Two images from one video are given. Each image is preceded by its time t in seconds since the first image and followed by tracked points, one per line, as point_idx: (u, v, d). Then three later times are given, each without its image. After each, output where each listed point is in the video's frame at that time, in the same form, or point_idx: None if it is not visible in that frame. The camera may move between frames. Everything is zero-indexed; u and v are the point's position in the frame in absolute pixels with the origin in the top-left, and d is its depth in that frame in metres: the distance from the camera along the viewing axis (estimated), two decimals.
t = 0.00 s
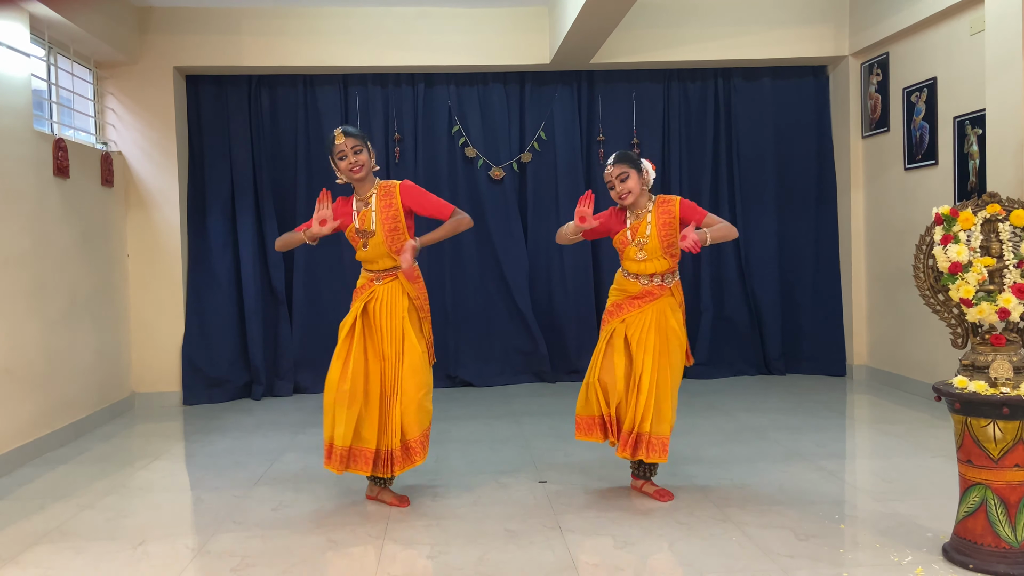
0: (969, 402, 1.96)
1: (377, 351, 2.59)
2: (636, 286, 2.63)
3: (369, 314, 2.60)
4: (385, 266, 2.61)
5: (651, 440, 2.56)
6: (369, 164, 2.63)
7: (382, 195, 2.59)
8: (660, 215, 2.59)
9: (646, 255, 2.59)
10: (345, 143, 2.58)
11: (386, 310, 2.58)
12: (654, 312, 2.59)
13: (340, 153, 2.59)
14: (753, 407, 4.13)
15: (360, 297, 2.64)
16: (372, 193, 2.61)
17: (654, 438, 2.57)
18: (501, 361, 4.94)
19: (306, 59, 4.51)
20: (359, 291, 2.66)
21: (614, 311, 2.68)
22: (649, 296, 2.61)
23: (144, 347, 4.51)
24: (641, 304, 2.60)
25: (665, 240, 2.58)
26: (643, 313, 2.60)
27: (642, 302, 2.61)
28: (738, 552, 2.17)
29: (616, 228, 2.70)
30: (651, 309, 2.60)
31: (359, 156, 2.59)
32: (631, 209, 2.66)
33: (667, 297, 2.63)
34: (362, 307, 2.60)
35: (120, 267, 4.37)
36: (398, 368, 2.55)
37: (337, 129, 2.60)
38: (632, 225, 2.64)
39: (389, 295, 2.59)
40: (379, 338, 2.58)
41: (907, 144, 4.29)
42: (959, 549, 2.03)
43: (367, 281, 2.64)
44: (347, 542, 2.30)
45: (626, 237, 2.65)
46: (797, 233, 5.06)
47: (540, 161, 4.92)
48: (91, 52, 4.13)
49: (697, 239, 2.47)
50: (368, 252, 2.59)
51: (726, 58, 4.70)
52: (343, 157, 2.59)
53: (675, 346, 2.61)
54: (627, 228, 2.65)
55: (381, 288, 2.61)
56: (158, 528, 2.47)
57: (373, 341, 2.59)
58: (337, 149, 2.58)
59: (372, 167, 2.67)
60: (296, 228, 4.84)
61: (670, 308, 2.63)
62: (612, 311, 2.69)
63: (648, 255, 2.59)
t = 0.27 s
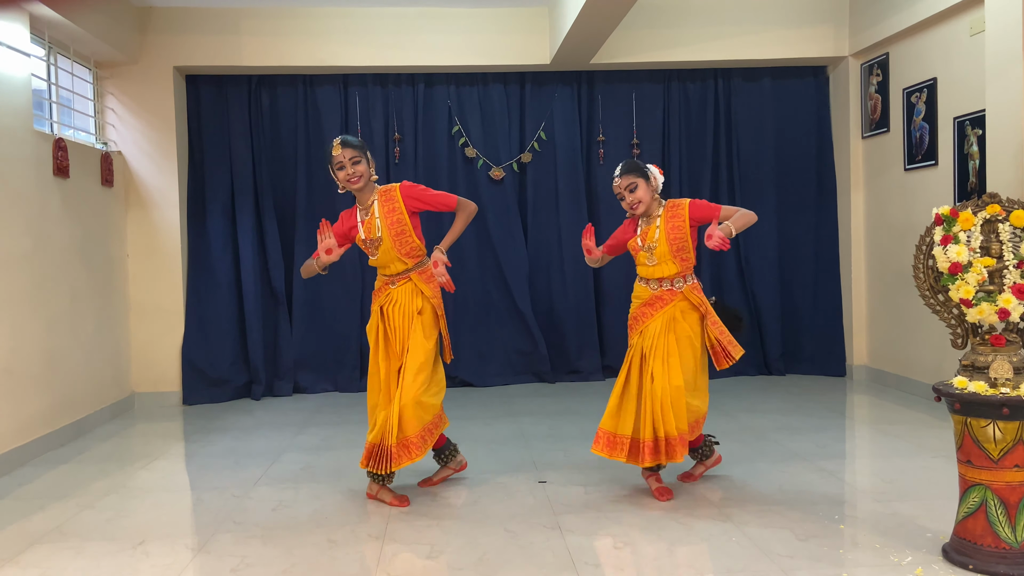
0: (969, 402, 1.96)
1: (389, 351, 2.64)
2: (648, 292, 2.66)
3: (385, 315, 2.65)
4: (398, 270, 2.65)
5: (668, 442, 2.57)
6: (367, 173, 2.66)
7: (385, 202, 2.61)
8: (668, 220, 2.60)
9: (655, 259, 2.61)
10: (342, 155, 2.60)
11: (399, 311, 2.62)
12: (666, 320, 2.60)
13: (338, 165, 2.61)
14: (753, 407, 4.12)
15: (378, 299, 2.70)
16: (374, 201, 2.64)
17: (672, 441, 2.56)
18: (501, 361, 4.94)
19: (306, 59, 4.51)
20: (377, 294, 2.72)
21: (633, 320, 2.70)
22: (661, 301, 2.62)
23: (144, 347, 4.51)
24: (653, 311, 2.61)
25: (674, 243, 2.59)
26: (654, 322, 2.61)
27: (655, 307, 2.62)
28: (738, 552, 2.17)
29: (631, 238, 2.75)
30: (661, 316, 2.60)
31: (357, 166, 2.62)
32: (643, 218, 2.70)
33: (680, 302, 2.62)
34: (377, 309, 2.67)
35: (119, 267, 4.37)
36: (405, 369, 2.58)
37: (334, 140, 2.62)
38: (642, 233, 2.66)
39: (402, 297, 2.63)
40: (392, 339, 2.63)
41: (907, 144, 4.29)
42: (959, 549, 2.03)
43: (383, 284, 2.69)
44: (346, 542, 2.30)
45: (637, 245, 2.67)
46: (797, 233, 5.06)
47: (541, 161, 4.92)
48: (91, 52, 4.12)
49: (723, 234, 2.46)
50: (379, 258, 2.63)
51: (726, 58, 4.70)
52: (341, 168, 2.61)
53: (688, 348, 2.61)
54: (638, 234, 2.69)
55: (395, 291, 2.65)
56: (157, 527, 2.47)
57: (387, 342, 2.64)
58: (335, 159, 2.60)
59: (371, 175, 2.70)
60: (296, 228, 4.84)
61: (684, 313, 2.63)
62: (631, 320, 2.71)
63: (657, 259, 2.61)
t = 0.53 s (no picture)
0: (969, 402, 1.97)
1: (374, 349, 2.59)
2: (653, 286, 2.64)
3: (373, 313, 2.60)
4: (387, 266, 2.64)
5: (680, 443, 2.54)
6: (382, 165, 2.67)
7: (393, 196, 2.63)
8: (673, 216, 2.60)
9: (661, 251, 2.60)
10: (362, 142, 2.62)
11: (387, 311, 2.59)
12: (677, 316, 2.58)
13: (356, 150, 2.62)
14: (753, 408, 4.13)
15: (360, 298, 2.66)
16: (383, 193, 2.65)
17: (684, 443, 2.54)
18: (500, 362, 4.94)
19: (306, 60, 4.51)
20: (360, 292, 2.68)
21: (638, 318, 2.65)
22: (669, 296, 2.60)
23: (144, 347, 4.51)
24: (663, 306, 2.59)
25: (680, 237, 2.59)
26: (665, 316, 2.58)
27: (664, 301, 2.60)
28: (738, 552, 2.17)
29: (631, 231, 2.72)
30: (671, 310, 2.58)
31: (373, 157, 2.63)
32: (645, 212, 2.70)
33: (687, 295, 2.62)
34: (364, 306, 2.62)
35: (119, 267, 4.37)
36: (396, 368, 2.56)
37: (357, 125, 2.64)
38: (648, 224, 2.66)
39: (389, 295, 2.62)
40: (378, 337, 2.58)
41: (907, 144, 4.29)
42: (959, 549, 2.03)
43: (369, 282, 2.67)
44: (347, 543, 2.30)
45: (642, 238, 2.66)
46: (796, 233, 5.07)
47: (541, 162, 4.92)
48: (91, 52, 4.12)
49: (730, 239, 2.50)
50: (371, 250, 2.62)
51: (726, 58, 4.70)
52: (357, 155, 2.63)
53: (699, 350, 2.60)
54: (641, 227, 2.67)
55: (382, 289, 2.63)
56: (157, 528, 2.47)
57: (371, 339, 2.58)
58: (354, 146, 2.62)
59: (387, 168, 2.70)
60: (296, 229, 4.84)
61: (692, 308, 2.62)
62: (635, 318, 2.66)
63: (663, 252, 2.60)
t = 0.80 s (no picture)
0: (968, 402, 1.96)
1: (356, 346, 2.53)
2: (637, 279, 2.60)
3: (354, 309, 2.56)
4: (370, 260, 2.60)
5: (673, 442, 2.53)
6: (373, 156, 2.66)
7: (381, 189, 2.62)
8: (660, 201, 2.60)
9: (647, 237, 2.58)
10: (356, 131, 2.61)
11: (369, 309, 2.57)
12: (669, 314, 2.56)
13: (349, 138, 2.62)
14: (752, 408, 4.12)
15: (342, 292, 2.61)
16: (370, 184, 2.64)
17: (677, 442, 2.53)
18: (500, 362, 4.94)
19: (305, 61, 4.51)
20: (341, 286, 2.62)
21: (618, 307, 2.62)
22: (653, 287, 2.58)
23: (143, 348, 4.50)
24: (646, 297, 2.56)
25: (666, 224, 2.58)
26: (649, 308, 2.55)
27: (648, 291, 2.57)
28: (738, 553, 2.17)
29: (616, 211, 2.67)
30: (655, 302, 2.56)
31: (365, 146, 2.62)
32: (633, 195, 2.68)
33: (671, 287, 2.61)
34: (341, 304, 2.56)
35: (119, 268, 4.37)
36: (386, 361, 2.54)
37: (351, 113, 2.63)
38: (635, 207, 2.64)
39: (371, 288, 2.59)
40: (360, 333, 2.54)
41: (906, 144, 4.29)
42: (958, 550, 2.03)
43: (349, 275, 2.62)
44: (346, 544, 2.30)
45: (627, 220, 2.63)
46: (796, 234, 5.07)
47: (540, 162, 4.92)
48: (91, 53, 4.13)
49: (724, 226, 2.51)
50: (354, 240, 2.59)
51: (725, 59, 4.70)
52: (349, 143, 2.63)
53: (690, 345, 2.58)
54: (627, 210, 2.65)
55: (364, 283, 2.59)
56: (156, 529, 2.46)
57: (351, 339, 2.53)
58: (346, 134, 2.62)
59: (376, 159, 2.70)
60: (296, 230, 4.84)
61: (674, 300, 2.60)
62: (615, 308, 2.63)
63: (648, 238, 2.59)
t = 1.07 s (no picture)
0: (967, 402, 1.96)
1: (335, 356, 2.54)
2: (621, 294, 2.61)
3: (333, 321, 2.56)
4: (355, 267, 2.62)
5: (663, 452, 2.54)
6: (366, 163, 2.65)
7: (371, 197, 2.61)
8: (650, 223, 2.61)
9: (635, 257, 2.59)
10: (354, 135, 2.60)
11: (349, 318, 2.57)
12: (649, 322, 2.59)
13: (346, 142, 2.59)
14: (752, 408, 4.12)
15: (321, 295, 2.59)
16: (359, 191, 2.62)
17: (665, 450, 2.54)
18: (500, 363, 4.93)
19: (304, 62, 4.50)
20: (318, 290, 2.61)
21: (595, 316, 2.63)
22: (635, 302, 2.60)
23: (143, 350, 4.50)
24: (627, 312, 2.59)
25: (654, 247, 2.60)
26: (631, 322, 2.58)
27: (631, 307, 2.59)
28: (737, 553, 2.17)
29: (604, 227, 2.61)
30: (638, 317, 2.59)
31: (361, 153, 2.62)
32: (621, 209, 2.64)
33: (652, 301, 2.64)
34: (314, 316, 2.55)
35: (118, 269, 4.37)
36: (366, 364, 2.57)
37: (350, 119, 2.62)
38: (624, 224, 2.61)
39: (354, 298, 2.61)
40: (337, 340, 2.55)
41: (905, 144, 4.29)
42: (958, 549, 2.02)
43: (330, 280, 2.61)
44: (345, 545, 2.30)
45: (616, 238, 2.60)
46: (794, 234, 5.07)
47: (539, 163, 4.92)
48: (89, 55, 4.13)
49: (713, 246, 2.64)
50: (343, 249, 2.58)
51: (723, 60, 4.70)
52: (345, 146, 2.60)
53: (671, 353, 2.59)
54: (616, 226, 2.60)
55: (347, 290, 2.60)
56: (156, 531, 2.46)
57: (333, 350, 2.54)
58: (344, 137, 2.59)
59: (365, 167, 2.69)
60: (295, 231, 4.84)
61: (657, 315, 2.62)
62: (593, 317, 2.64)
63: (635, 258, 2.59)
